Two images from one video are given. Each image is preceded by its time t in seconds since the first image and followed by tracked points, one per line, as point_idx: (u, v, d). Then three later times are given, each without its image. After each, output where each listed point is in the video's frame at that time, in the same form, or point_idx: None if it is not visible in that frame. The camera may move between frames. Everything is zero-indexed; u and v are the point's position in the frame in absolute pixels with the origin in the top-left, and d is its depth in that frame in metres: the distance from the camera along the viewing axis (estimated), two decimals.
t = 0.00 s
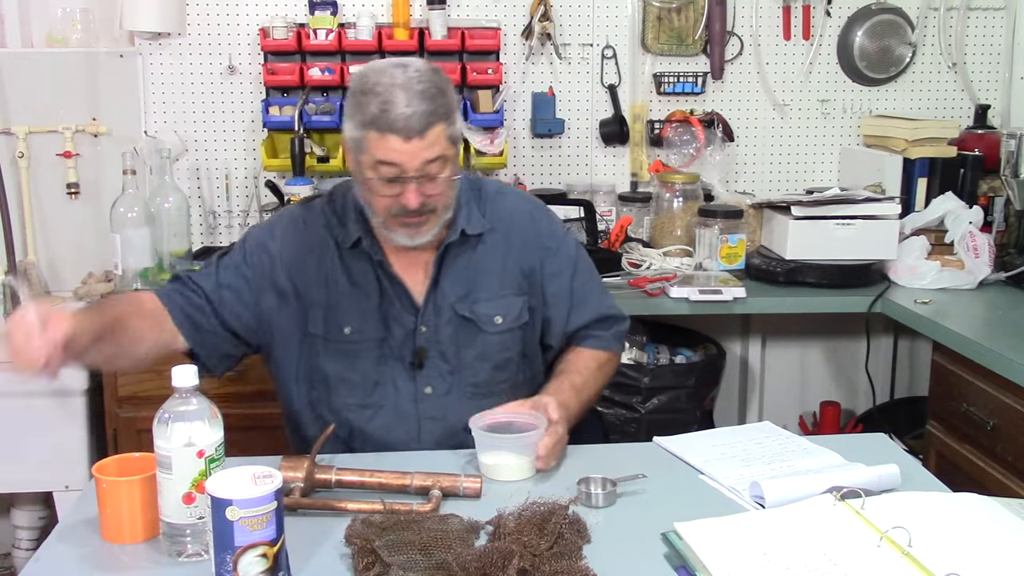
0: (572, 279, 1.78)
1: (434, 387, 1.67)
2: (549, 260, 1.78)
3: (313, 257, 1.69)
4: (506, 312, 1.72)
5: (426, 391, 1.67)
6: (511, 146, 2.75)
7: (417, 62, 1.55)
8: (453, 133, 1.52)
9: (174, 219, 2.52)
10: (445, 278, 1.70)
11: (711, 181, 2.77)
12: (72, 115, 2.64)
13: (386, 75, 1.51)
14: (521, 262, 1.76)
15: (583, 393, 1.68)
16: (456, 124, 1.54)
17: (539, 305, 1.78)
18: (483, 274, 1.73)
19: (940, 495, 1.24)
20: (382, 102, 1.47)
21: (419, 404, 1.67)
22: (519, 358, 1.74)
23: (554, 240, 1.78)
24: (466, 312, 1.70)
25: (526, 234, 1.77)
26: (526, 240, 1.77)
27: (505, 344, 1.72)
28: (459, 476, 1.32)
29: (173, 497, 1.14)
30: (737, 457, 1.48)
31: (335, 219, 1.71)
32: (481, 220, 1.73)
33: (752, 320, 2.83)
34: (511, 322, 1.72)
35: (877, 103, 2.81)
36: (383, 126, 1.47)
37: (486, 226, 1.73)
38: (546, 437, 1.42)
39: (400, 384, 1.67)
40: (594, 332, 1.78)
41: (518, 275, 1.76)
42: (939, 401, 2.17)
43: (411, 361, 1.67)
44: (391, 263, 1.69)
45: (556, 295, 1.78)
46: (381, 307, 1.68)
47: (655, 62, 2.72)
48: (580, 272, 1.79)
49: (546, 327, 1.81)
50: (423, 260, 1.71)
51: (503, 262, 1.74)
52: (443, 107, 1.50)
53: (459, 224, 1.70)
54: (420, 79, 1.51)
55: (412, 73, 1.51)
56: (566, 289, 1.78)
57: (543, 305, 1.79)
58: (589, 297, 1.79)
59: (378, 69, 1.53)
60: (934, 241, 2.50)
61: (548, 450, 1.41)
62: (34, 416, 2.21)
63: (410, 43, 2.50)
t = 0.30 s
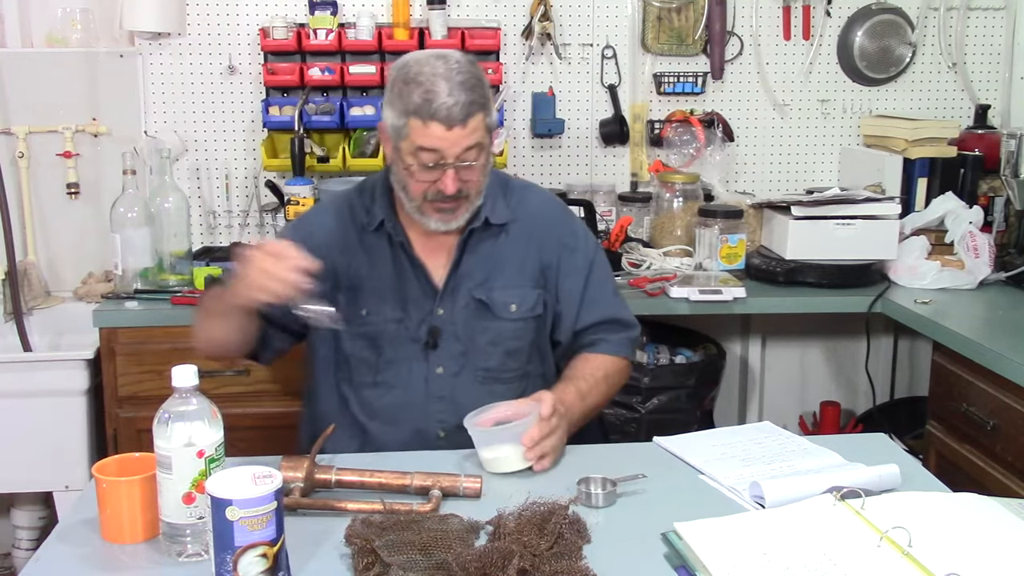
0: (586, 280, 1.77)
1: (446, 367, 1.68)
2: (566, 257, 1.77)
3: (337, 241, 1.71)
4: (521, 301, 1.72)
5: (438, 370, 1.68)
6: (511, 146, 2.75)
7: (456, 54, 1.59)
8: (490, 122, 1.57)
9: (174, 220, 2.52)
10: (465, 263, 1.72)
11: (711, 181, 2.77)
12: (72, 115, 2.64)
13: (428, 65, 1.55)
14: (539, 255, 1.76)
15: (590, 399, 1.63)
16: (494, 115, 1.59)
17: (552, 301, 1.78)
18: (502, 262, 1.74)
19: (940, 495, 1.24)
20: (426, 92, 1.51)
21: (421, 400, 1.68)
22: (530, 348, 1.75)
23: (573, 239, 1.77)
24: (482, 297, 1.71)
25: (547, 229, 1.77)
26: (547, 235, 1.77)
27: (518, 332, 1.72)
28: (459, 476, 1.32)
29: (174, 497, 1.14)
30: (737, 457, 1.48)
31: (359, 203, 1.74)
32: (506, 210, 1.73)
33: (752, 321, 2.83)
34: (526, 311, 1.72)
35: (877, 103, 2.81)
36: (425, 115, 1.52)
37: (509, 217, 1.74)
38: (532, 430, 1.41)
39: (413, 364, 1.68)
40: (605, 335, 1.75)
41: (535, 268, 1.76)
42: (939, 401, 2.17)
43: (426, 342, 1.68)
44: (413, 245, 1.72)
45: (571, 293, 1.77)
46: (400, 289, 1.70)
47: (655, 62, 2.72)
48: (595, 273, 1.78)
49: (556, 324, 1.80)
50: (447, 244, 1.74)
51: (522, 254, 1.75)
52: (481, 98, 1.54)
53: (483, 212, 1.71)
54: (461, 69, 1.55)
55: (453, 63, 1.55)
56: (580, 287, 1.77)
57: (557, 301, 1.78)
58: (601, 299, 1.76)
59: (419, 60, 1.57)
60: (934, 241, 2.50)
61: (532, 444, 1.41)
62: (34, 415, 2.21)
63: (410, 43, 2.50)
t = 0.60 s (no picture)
0: (597, 275, 1.78)
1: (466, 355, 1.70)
2: (580, 252, 1.78)
3: (365, 235, 1.71)
4: (537, 292, 1.74)
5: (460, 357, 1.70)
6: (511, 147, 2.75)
7: (483, 50, 1.62)
8: (512, 118, 1.60)
9: (174, 220, 2.52)
10: (485, 254, 1.74)
11: (711, 180, 2.77)
12: (72, 115, 2.64)
13: (457, 58, 1.58)
14: (555, 249, 1.78)
15: (595, 399, 1.62)
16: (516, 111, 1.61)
17: (564, 295, 1.79)
18: (519, 255, 1.75)
19: (940, 495, 1.24)
20: (453, 84, 1.54)
21: (422, 399, 1.68)
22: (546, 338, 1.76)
23: (586, 236, 1.79)
24: (499, 287, 1.72)
25: (563, 224, 1.78)
26: (563, 230, 1.78)
27: (536, 323, 1.73)
28: (459, 476, 1.32)
29: (174, 497, 1.14)
30: (737, 457, 1.48)
31: (383, 196, 1.74)
32: (524, 205, 1.76)
33: (752, 321, 2.83)
34: (542, 303, 1.73)
35: (877, 103, 2.81)
36: (451, 106, 1.54)
37: (528, 212, 1.75)
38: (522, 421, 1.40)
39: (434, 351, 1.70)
40: (608, 333, 1.74)
41: (550, 261, 1.77)
42: (939, 401, 2.17)
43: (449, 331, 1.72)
44: (435, 236, 1.74)
45: (583, 288, 1.77)
46: (423, 280, 1.72)
47: (655, 62, 2.72)
48: (606, 269, 1.79)
49: (566, 318, 1.79)
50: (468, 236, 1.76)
51: (539, 247, 1.76)
52: (506, 92, 1.57)
53: (503, 206, 1.73)
54: (488, 64, 1.57)
55: (481, 56, 1.59)
56: (592, 282, 1.77)
57: (570, 296, 1.78)
58: (610, 296, 1.77)
59: (446, 53, 1.59)
60: (934, 241, 2.50)
61: (520, 437, 1.40)
62: (34, 415, 2.21)
63: (410, 43, 2.51)
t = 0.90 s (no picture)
0: (604, 280, 1.79)
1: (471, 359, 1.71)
2: (588, 256, 1.79)
3: (377, 231, 1.72)
4: (547, 295, 1.74)
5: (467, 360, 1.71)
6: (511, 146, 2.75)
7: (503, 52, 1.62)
8: (529, 123, 1.61)
9: (174, 220, 2.52)
10: (496, 256, 1.75)
11: (711, 180, 2.77)
12: (72, 115, 2.64)
13: (477, 59, 1.57)
14: (564, 253, 1.79)
15: (597, 403, 1.61)
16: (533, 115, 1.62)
17: (571, 298, 1.79)
18: (530, 257, 1.76)
19: (939, 495, 1.24)
20: (473, 86, 1.54)
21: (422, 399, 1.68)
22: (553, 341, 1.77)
23: (594, 240, 1.80)
24: (509, 289, 1.73)
25: (573, 227, 1.79)
26: (573, 234, 1.79)
27: (545, 326, 1.74)
28: (459, 476, 1.32)
29: (174, 497, 1.14)
30: (737, 457, 1.48)
31: (395, 194, 1.75)
32: (535, 208, 1.77)
33: (752, 321, 2.83)
34: (551, 306, 1.74)
35: (877, 104, 2.81)
36: (471, 108, 1.55)
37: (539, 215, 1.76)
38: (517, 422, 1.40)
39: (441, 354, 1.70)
40: (612, 337, 1.75)
41: (559, 264, 1.78)
42: (939, 401, 2.17)
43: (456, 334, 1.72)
44: (447, 236, 1.74)
45: (590, 291, 1.78)
46: (435, 280, 1.73)
47: (655, 62, 2.72)
48: (612, 273, 1.80)
49: (572, 321, 1.80)
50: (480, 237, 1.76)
51: (550, 250, 1.77)
52: (525, 96, 1.57)
53: (515, 209, 1.74)
54: (508, 67, 1.57)
55: (500, 59, 1.58)
56: (599, 286, 1.78)
57: (577, 299, 1.79)
58: (616, 299, 1.78)
59: (466, 54, 1.59)
60: (934, 241, 2.50)
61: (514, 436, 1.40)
62: (34, 415, 2.21)
63: (410, 43, 2.51)
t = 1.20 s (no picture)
0: (607, 282, 1.79)
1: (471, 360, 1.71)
2: (590, 259, 1.79)
3: (378, 234, 1.72)
4: (547, 298, 1.74)
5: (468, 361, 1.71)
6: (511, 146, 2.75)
7: (504, 55, 1.61)
8: (530, 127, 1.60)
9: (174, 220, 2.52)
10: (497, 258, 1.75)
11: (711, 180, 2.77)
12: (72, 115, 2.64)
13: (477, 63, 1.57)
14: (566, 255, 1.79)
15: (598, 404, 1.61)
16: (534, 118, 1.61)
17: (573, 300, 1.79)
18: (531, 260, 1.76)
19: (939, 495, 1.24)
20: (472, 90, 1.54)
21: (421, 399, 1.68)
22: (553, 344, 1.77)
23: (597, 243, 1.80)
24: (510, 292, 1.73)
25: (575, 230, 1.79)
26: (575, 237, 1.79)
27: (545, 329, 1.74)
28: (459, 476, 1.32)
29: (174, 497, 1.14)
30: (737, 457, 1.48)
31: (396, 197, 1.75)
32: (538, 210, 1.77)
33: (752, 320, 2.83)
34: (552, 309, 1.74)
35: (877, 103, 2.81)
36: (470, 112, 1.55)
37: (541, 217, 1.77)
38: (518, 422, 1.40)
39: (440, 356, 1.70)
40: (615, 340, 1.75)
41: (561, 267, 1.78)
42: (939, 401, 2.17)
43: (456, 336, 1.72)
44: (448, 239, 1.74)
45: (592, 294, 1.78)
46: (435, 282, 1.73)
47: (655, 62, 2.72)
48: (615, 276, 1.80)
49: (574, 324, 1.80)
50: (481, 240, 1.76)
51: (551, 253, 1.77)
52: (525, 100, 1.57)
53: (516, 212, 1.74)
54: (509, 71, 1.57)
55: (501, 62, 1.58)
56: (601, 289, 1.78)
57: (579, 302, 1.79)
58: (618, 302, 1.78)
59: (466, 57, 1.59)
60: (934, 241, 2.50)
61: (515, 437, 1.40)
62: (34, 416, 2.21)
63: (410, 43, 2.51)
